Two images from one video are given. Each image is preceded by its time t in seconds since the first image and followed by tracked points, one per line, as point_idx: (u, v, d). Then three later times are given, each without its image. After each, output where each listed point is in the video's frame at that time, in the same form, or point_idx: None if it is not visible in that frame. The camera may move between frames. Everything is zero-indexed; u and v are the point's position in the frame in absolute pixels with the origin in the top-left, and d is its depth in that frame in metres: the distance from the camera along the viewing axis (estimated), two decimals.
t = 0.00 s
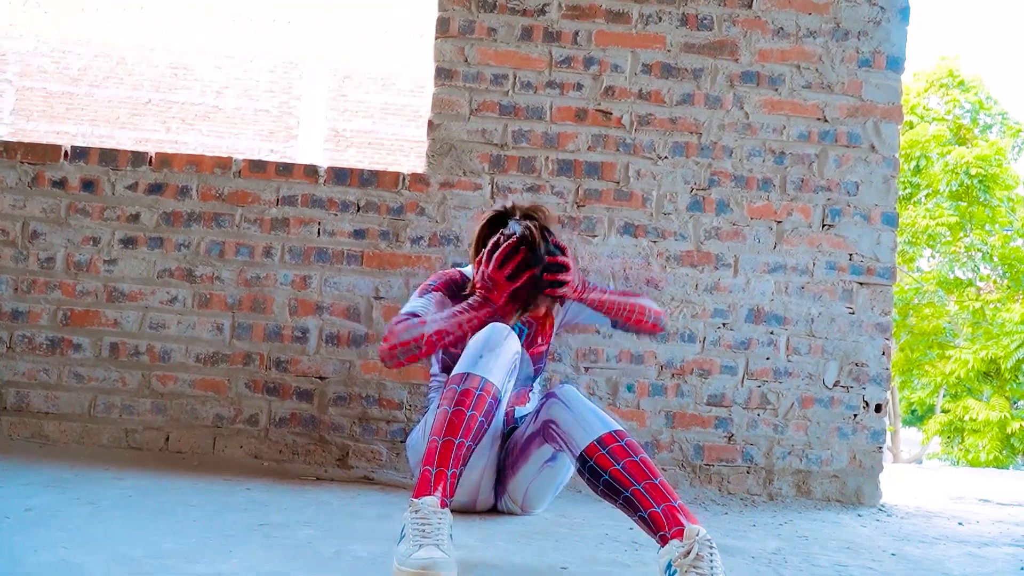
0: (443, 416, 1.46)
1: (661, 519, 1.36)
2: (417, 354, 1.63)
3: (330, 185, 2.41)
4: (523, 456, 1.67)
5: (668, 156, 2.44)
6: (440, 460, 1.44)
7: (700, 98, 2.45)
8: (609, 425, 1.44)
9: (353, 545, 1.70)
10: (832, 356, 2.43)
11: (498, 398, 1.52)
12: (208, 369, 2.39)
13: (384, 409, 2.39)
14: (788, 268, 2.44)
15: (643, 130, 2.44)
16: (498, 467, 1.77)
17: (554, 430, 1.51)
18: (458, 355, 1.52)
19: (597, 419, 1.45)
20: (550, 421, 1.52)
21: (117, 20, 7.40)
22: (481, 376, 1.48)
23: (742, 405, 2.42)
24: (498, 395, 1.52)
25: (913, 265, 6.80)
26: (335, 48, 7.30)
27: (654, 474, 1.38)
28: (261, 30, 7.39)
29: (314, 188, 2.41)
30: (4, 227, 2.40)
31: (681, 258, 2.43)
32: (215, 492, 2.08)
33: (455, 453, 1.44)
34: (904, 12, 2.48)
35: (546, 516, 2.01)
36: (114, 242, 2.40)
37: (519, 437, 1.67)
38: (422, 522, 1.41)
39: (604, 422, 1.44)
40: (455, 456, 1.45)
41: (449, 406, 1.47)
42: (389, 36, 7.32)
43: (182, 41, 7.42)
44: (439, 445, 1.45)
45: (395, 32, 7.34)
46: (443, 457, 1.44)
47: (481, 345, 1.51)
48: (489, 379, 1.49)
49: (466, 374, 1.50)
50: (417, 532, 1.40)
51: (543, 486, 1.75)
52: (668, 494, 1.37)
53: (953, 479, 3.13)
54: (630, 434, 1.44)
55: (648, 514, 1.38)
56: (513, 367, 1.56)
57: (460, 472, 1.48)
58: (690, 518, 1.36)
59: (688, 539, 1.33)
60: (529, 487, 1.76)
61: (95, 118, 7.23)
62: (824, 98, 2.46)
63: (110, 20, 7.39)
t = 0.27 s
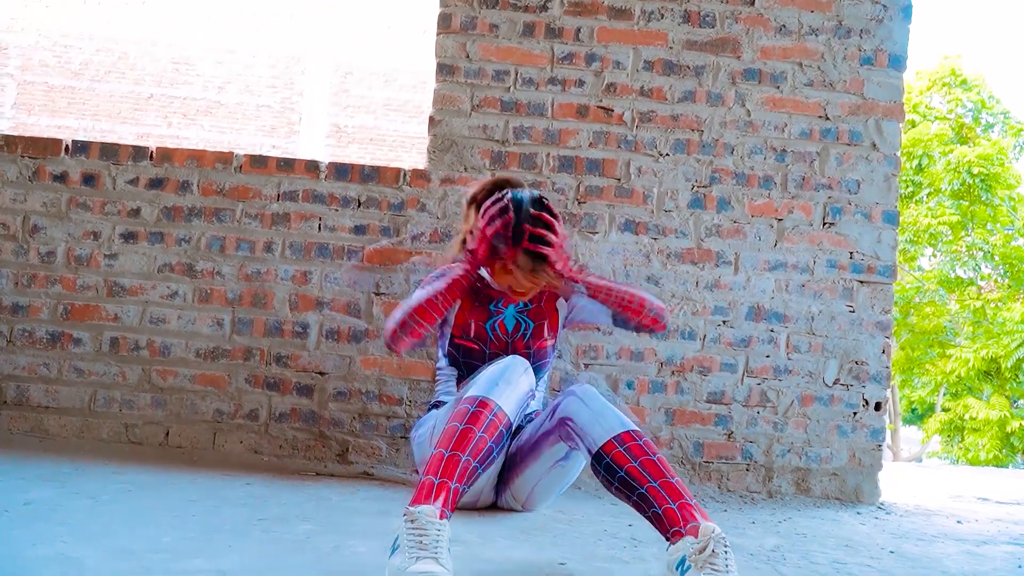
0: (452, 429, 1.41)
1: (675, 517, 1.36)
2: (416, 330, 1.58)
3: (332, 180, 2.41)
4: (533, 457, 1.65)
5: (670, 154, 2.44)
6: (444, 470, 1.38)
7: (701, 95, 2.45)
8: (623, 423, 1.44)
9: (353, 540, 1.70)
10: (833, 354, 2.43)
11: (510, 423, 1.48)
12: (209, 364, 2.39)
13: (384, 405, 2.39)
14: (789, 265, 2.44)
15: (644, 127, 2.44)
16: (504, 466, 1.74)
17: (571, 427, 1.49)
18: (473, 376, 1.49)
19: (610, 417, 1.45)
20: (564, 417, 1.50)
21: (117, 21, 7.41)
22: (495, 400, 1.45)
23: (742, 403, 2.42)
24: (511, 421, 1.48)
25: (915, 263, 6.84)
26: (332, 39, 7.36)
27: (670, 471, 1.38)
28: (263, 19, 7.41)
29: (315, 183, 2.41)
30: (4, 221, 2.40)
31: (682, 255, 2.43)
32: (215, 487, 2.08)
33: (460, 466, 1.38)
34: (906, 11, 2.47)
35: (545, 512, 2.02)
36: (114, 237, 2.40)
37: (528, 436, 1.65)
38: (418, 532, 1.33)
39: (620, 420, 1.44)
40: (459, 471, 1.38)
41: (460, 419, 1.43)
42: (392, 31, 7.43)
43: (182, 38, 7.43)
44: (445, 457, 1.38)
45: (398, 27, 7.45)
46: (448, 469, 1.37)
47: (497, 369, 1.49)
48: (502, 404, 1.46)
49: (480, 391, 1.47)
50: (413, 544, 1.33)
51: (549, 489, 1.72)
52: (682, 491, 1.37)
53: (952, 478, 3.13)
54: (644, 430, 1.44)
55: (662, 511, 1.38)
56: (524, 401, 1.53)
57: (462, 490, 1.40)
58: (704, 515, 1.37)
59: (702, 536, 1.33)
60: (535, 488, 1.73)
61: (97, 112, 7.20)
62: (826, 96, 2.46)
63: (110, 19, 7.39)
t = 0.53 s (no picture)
0: (430, 431, 1.43)
1: (653, 513, 1.36)
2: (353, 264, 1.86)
3: (331, 177, 2.41)
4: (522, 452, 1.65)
5: (669, 153, 2.44)
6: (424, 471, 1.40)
7: (701, 95, 2.45)
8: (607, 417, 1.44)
9: (350, 537, 1.70)
10: (831, 354, 2.44)
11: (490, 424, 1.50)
12: (206, 360, 2.38)
13: (382, 402, 2.38)
14: (787, 265, 2.44)
15: (644, 125, 2.44)
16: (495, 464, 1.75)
17: (554, 418, 1.50)
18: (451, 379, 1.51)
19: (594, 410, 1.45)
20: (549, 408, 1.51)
21: (116, 21, 7.39)
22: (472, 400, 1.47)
23: (740, 402, 2.42)
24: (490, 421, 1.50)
25: (915, 262, 6.82)
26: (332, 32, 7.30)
27: (649, 467, 1.39)
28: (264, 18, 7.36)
29: (314, 179, 2.41)
30: (4, 214, 2.40)
31: (680, 254, 2.43)
32: (211, 483, 2.08)
33: (440, 466, 1.40)
34: (906, 11, 2.48)
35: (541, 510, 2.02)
36: (113, 231, 2.40)
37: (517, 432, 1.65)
38: (404, 532, 1.33)
39: (604, 413, 1.44)
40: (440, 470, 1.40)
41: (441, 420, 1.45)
42: (393, 28, 7.32)
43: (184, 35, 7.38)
44: (424, 458, 1.41)
45: (400, 24, 7.33)
46: (428, 469, 1.40)
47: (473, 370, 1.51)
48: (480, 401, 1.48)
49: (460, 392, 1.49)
50: (398, 545, 1.32)
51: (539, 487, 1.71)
52: (661, 487, 1.38)
53: (950, 478, 3.13)
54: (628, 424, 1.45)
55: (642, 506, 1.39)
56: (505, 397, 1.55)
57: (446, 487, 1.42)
58: (683, 512, 1.37)
59: (677, 535, 1.33)
60: (525, 487, 1.72)
61: (98, 105, 7.21)
62: (825, 96, 2.46)
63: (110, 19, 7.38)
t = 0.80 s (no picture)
0: (421, 435, 1.44)
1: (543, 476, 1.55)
2: (382, 296, 1.77)
3: (330, 177, 2.41)
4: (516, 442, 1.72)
5: (669, 154, 2.44)
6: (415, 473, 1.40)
7: (701, 96, 2.45)
8: (557, 383, 1.60)
9: (348, 538, 1.70)
10: (830, 356, 2.44)
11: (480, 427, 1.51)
12: (205, 360, 2.38)
13: (381, 403, 2.38)
14: (786, 267, 2.44)
15: (644, 127, 2.44)
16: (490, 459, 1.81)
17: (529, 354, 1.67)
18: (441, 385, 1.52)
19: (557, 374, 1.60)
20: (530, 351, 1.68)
21: (117, 21, 7.40)
22: (461, 404, 1.48)
23: (739, 404, 2.42)
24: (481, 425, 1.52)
25: (914, 263, 6.84)
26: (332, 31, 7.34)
27: (568, 440, 1.55)
28: (264, 20, 7.36)
29: (314, 180, 2.41)
30: (3, 213, 2.40)
31: (679, 256, 2.43)
32: (209, 483, 2.08)
33: (432, 467, 1.40)
34: (906, 13, 2.48)
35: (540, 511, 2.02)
36: (113, 231, 2.40)
37: (512, 422, 1.73)
38: (397, 534, 1.34)
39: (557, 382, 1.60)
40: (432, 472, 1.41)
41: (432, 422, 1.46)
42: (393, 27, 7.35)
43: (184, 34, 7.42)
44: (416, 461, 1.41)
45: (399, 23, 7.35)
46: (419, 471, 1.40)
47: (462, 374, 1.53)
48: (470, 405, 1.49)
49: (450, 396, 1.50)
50: (391, 546, 1.33)
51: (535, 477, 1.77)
52: (565, 464, 1.54)
53: (951, 480, 3.13)
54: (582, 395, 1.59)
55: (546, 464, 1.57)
56: (494, 401, 1.56)
57: (439, 491, 1.42)
58: (567, 489, 1.54)
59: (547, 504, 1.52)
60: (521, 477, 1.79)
61: (98, 103, 7.20)
62: (825, 98, 2.46)
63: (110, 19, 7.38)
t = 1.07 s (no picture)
0: (439, 438, 1.46)
1: (558, 508, 1.43)
2: (414, 307, 1.78)
3: (328, 183, 2.41)
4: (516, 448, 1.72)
5: (667, 160, 2.44)
6: (429, 475, 1.42)
7: (699, 103, 2.45)
8: (572, 421, 1.50)
9: (346, 545, 1.69)
10: (828, 363, 2.44)
11: (494, 434, 1.51)
12: (203, 366, 2.38)
13: (379, 409, 2.38)
14: (784, 274, 2.44)
15: (643, 133, 2.44)
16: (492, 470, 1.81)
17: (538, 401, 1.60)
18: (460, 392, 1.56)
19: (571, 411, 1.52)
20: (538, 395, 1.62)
21: (118, 22, 7.38)
22: (478, 413, 1.49)
23: (737, 410, 2.42)
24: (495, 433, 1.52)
25: (913, 269, 6.84)
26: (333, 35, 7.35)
27: (585, 473, 1.45)
28: (264, 24, 7.41)
29: (312, 186, 2.41)
30: (2, 219, 2.40)
31: (678, 262, 2.43)
32: (206, 490, 2.08)
33: (446, 471, 1.42)
34: (904, 21, 2.49)
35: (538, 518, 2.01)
36: (111, 237, 2.40)
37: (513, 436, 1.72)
38: (408, 535, 1.36)
39: (573, 421, 1.50)
40: (447, 476, 1.43)
41: (446, 431, 1.46)
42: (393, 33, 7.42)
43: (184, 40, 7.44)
44: (431, 464, 1.43)
45: (399, 29, 7.45)
46: (433, 474, 1.42)
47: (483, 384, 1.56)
48: (489, 413, 1.51)
49: (465, 405, 1.51)
50: (401, 545, 1.35)
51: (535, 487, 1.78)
52: (582, 495, 1.43)
53: (949, 487, 3.13)
54: (595, 433, 1.50)
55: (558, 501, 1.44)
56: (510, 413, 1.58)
57: (450, 498, 1.43)
58: (584, 521, 1.41)
59: (564, 532, 1.38)
60: (523, 488, 1.79)
61: (98, 108, 7.19)
62: (823, 105, 2.47)
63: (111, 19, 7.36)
